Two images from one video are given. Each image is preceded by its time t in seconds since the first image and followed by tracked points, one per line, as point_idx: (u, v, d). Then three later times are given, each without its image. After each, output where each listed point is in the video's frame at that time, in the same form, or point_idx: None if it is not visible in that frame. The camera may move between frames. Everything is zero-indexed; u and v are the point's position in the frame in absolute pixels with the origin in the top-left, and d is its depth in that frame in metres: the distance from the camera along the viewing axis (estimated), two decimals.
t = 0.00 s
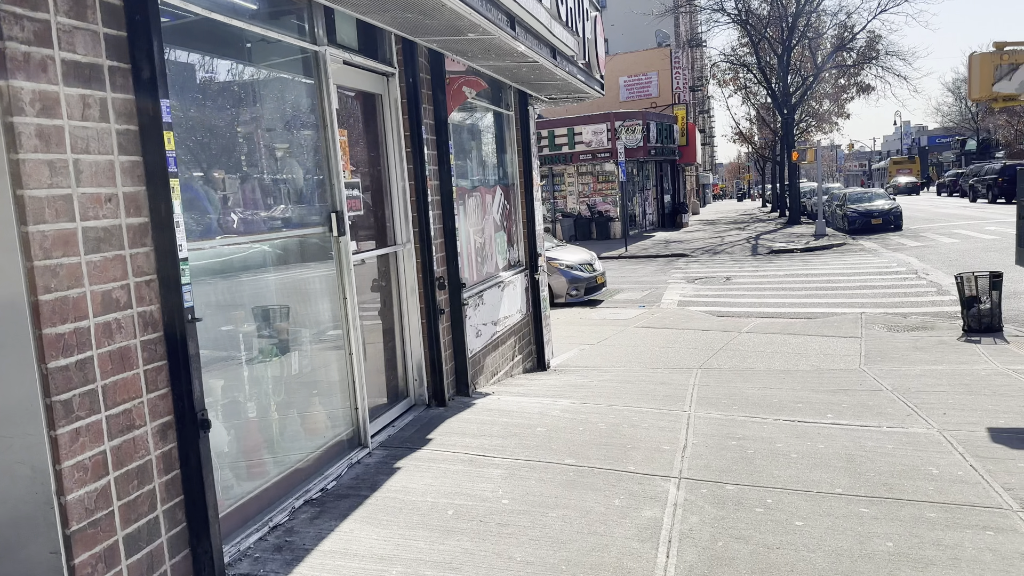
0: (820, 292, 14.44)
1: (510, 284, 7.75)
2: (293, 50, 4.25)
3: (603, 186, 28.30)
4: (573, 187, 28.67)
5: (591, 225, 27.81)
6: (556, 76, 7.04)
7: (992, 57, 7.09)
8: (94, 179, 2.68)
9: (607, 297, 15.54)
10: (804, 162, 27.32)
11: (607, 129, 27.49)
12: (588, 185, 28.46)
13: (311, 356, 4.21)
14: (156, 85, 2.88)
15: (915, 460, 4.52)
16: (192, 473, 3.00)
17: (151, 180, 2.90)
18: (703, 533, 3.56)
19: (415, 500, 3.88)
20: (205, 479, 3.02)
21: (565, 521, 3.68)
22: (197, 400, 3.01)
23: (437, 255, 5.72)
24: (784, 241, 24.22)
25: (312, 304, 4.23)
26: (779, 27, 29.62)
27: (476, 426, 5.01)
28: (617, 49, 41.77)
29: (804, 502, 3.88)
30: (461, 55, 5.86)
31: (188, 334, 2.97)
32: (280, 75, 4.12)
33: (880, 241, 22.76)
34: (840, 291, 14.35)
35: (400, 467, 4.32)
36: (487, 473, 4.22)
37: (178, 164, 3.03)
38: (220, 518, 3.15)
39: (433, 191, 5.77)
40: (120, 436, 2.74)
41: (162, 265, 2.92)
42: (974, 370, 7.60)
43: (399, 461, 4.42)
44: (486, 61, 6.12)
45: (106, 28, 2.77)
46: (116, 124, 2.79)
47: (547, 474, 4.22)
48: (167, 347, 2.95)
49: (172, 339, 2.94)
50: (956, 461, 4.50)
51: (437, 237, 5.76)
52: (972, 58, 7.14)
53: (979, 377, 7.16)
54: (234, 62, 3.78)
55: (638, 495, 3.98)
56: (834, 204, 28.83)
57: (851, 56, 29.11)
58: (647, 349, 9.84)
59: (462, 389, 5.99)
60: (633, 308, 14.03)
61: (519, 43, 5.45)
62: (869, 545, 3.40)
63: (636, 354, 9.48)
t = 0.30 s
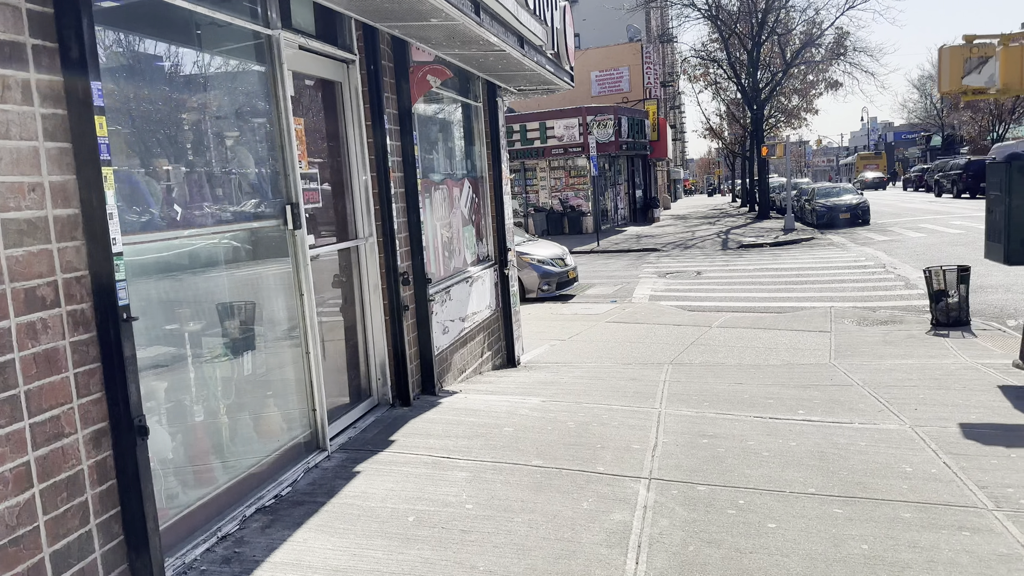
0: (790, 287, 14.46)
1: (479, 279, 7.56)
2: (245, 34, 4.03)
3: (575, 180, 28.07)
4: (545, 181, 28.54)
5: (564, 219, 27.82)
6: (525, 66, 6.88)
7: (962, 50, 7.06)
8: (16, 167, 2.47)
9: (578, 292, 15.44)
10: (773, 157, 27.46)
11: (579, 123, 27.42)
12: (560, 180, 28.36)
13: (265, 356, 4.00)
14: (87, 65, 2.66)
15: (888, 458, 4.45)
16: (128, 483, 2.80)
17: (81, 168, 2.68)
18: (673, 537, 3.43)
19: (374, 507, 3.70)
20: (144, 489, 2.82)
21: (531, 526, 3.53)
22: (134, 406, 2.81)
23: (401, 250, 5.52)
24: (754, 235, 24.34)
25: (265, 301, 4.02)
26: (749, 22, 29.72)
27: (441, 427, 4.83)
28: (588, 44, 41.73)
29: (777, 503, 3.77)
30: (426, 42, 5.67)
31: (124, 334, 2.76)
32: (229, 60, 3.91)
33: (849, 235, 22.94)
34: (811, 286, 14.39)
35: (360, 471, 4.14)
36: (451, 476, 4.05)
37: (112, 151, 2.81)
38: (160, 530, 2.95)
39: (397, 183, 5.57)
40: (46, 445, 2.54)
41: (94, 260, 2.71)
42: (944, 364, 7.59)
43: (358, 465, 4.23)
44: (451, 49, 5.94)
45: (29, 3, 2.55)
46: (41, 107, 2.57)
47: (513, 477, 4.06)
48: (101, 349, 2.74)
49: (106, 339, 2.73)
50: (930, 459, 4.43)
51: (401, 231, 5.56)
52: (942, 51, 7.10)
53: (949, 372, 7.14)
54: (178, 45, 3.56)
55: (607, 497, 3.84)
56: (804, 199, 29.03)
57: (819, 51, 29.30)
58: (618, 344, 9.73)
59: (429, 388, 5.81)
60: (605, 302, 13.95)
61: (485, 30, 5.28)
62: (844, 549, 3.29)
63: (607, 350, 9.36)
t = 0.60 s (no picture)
0: (765, 282, 14.41)
1: (450, 276, 7.34)
2: (196, 16, 3.77)
3: (549, 175, 27.82)
4: (519, 176, 28.26)
5: (538, 214, 27.69)
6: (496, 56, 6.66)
7: (939, 42, 6.95)
8: None
9: (552, 289, 15.27)
10: (745, 153, 27.51)
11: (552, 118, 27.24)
12: (534, 175, 27.99)
13: (218, 359, 3.76)
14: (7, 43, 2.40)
15: (872, 459, 4.31)
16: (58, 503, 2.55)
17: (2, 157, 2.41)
18: (653, 549, 3.24)
19: (335, 520, 3.47)
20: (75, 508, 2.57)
21: (503, 539, 3.32)
22: (64, 417, 2.57)
23: (367, 245, 5.28)
24: (728, 231, 24.35)
25: (218, 300, 3.77)
26: (722, 17, 29.72)
27: (408, 431, 4.61)
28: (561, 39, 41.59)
29: (760, 510, 3.61)
30: (392, 29, 5.43)
31: (53, 339, 2.51)
32: (178, 43, 3.65)
33: (820, 231, 23.03)
34: (784, 281, 14.34)
35: (321, 481, 3.91)
36: (418, 485, 3.83)
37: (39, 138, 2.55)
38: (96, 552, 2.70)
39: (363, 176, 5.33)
40: None
41: (18, 258, 2.45)
42: (921, 360, 7.52)
43: (320, 474, 4.00)
44: (419, 36, 5.71)
45: None
46: None
47: (484, 485, 3.85)
48: (27, 356, 2.48)
49: (31, 345, 2.47)
50: (914, 460, 4.30)
51: (368, 225, 5.32)
52: (919, 43, 6.97)
53: (927, 368, 7.05)
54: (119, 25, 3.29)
55: (583, 505, 3.65)
56: (776, 194, 29.13)
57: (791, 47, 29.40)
58: (593, 341, 9.56)
59: (397, 389, 5.58)
60: (579, 299, 13.79)
61: (454, 15, 5.05)
62: (832, 559, 3.13)
63: (582, 347, 9.19)
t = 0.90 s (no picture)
0: (741, 282, 14.33)
1: (422, 279, 7.11)
2: (142, 9, 3.52)
3: (524, 173, 27.68)
4: (494, 174, 28.12)
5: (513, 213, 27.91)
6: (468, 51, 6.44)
7: (919, 40, 6.83)
8: None
9: (528, 289, 15.10)
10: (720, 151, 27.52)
11: (527, 116, 27.06)
12: (509, 173, 27.87)
13: (167, 377, 3.51)
14: None
15: (857, 472, 4.16)
16: None
17: None
18: None
19: (294, 548, 3.25)
20: None
21: (473, 567, 3.11)
22: None
23: (333, 250, 5.04)
24: (703, 229, 24.32)
25: (167, 311, 3.52)
26: (696, 16, 29.72)
27: (375, 446, 4.39)
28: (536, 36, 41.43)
29: (744, 529, 3.44)
30: (358, 23, 5.18)
31: None
32: (122, 37, 3.40)
33: (795, 229, 23.08)
34: (761, 281, 14.27)
35: (280, 504, 3.67)
36: (384, 507, 3.61)
37: None
38: None
39: (328, 177, 5.08)
40: None
41: None
42: (899, 363, 7.43)
43: (280, 496, 3.77)
44: (387, 31, 5.47)
45: None
46: None
47: (454, 506, 3.64)
48: None
49: None
50: (900, 472, 4.16)
51: (333, 229, 5.07)
52: (898, 41, 6.86)
53: (907, 371, 6.96)
54: (55, 17, 3.04)
55: (559, 527, 3.45)
56: (750, 192, 29.19)
57: (765, 46, 29.47)
58: (569, 344, 9.39)
59: (365, 400, 5.34)
60: (555, 299, 13.61)
61: (423, 8, 4.83)
62: None
63: (558, 351, 9.00)
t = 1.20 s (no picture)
0: (718, 280, 14.23)
1: (391, 278, 6.87)
2: None
3: (500, 172, 27.66)
4: (470, 173, 27.93)
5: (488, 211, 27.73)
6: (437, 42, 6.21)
7: (898, 33, 6.71)
8: None
9: (504, 288, 14.89)
10: (696, 149, 27.48)
11: (503, 113, 26.85)
12: (485, 172, 27.77)
13: (106, 385, 3.25)
14: None
15: (840, 477, 4.00)
16: None
17: None
18: None
19: (243, 570, 3.01)
20: None
21: None
22: None
23: (292, 249, 4.79)
24: (680, 227, 24.27)
25: (106, 315, 3.26)
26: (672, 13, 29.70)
27: (337, 456, 4.15)
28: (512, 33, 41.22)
29: (724, 541, 3.26)
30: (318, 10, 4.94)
31: None
32: (55, 18, 3.13)
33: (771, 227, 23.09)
34: (738, 278, 14.18)
35: (231, 520, 3.43)
36: (342, 523, 3.38)
37: None
38: None
39: (288, 171, 4.83)
40: None
41: None
42: (878, 362, 7.31)
43: (230, 511, 3.52)
44: (350, 18, 5.23)
45: None
46: None
47: (418, 520, 3.42)
48: None
49: None
50: (884, 477, 4.00)
51: (292, 226, 4.82)
52: (877, 34, 6.75)
53: (887, 370, 6.84)
54: None
55: (529, 542, 3.24)
56: (726, 190, 29.21)
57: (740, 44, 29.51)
58: (544, 344, 9.19)
59: (329, 406, 5.10)
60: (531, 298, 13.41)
61: None
62: None
63: (533, 351, 8.80)
